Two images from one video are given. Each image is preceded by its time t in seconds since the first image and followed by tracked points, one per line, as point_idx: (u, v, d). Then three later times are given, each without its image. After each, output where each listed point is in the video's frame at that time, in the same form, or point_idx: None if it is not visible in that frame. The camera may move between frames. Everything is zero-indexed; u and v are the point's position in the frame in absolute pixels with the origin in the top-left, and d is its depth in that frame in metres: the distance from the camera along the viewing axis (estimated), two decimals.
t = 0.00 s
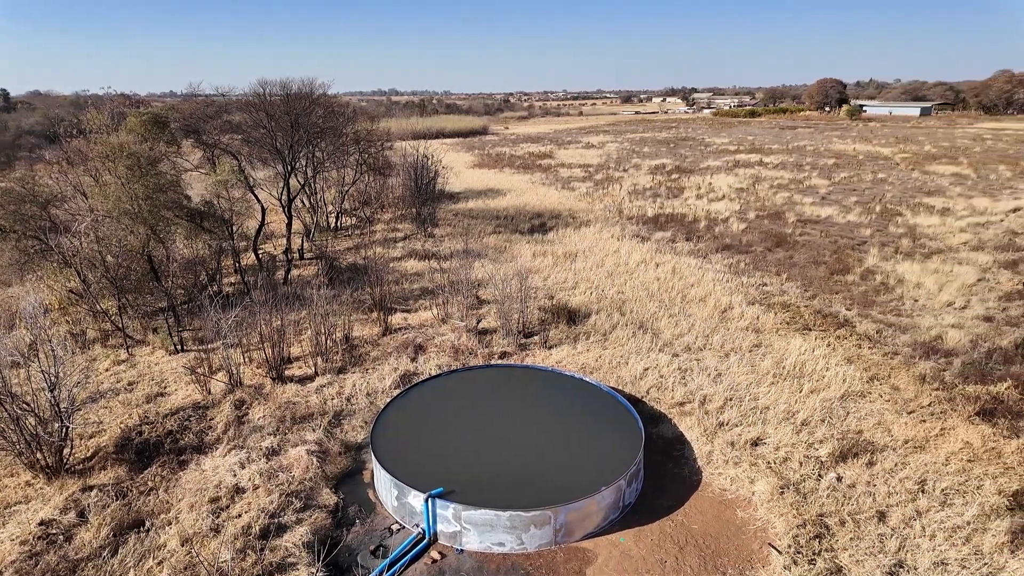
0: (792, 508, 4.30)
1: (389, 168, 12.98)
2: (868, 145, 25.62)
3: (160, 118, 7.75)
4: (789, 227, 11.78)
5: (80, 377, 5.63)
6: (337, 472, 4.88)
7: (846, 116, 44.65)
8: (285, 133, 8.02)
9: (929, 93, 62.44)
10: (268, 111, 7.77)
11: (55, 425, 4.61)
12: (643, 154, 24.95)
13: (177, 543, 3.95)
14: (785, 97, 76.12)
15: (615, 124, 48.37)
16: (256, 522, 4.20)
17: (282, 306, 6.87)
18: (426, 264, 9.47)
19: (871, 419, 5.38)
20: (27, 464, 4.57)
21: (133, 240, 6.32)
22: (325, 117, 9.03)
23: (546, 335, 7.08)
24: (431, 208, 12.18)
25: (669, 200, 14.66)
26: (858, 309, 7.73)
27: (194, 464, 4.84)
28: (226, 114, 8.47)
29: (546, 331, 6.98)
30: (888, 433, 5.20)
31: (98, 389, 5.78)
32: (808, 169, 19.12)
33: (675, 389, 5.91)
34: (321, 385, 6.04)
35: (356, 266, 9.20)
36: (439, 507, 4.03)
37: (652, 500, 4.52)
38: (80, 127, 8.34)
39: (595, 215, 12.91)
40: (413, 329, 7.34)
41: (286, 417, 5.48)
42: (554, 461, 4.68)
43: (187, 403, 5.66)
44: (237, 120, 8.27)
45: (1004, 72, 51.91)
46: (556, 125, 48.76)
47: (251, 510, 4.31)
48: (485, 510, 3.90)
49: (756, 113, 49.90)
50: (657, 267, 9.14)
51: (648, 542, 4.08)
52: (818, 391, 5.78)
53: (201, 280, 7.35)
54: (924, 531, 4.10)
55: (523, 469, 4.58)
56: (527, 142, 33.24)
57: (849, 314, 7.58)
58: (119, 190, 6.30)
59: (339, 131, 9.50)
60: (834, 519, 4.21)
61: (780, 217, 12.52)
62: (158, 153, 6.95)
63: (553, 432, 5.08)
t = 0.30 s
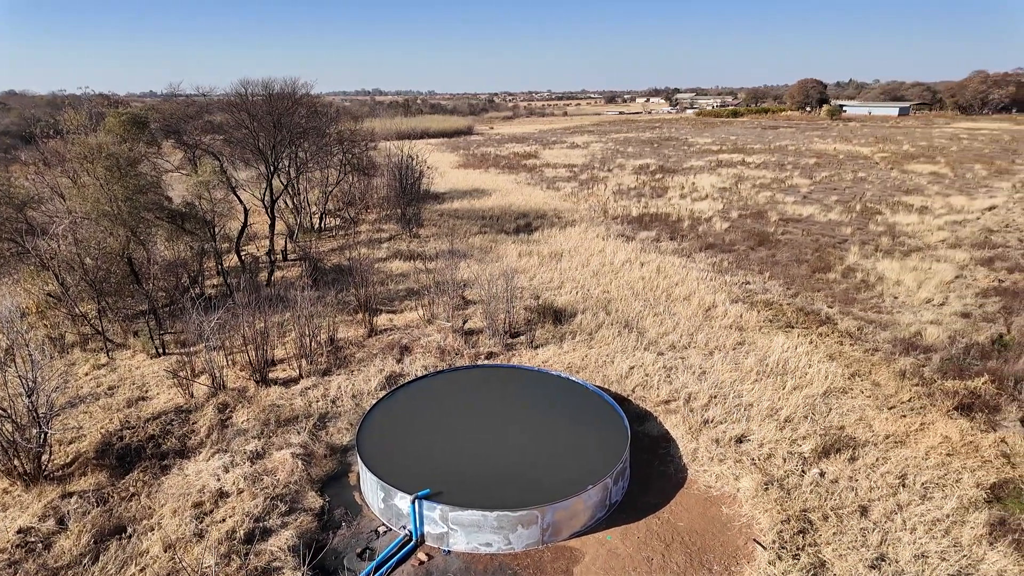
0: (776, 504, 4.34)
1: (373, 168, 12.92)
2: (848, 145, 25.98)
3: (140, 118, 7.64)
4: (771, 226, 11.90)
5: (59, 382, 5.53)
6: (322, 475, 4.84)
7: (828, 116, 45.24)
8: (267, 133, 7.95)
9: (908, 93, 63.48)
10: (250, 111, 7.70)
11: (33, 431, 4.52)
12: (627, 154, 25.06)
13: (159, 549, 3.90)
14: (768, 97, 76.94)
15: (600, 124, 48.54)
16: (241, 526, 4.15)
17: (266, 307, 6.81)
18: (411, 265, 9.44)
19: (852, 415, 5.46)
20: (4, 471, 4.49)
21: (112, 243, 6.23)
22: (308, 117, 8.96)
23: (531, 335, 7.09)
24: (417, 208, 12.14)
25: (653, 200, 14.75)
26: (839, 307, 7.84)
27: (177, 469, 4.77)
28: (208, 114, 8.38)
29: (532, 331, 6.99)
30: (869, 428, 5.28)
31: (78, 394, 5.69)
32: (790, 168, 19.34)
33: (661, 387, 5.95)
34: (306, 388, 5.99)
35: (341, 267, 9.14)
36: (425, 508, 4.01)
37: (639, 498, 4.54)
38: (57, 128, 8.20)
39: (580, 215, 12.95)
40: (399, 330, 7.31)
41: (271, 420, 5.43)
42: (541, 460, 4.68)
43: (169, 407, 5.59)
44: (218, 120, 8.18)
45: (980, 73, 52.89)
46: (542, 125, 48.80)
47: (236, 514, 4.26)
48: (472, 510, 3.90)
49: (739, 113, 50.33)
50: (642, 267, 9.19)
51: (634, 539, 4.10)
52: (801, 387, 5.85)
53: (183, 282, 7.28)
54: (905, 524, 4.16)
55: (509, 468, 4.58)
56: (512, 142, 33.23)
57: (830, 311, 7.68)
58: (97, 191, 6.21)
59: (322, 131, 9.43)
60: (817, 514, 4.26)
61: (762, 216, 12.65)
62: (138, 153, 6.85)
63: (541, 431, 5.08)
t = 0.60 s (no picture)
0: (762, 500, 4.38)
1: (359, 168, 12.85)
2: (830, 144, 26.28)
3: (121, 119, 7.53)
4: (756, 225, 12.01)
5: (38, 386, 5.43)
6: (309, 478, 4.80)
7: (808, 115, 45.70)
8: (251, 133, 7.87)
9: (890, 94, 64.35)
10: (233, 110, 7.62)
11: (12, 437, 4.43)
12: (613, 154, 25.15)
13: (143, 555, 3.84)
14: (753, 97, 77.64)
15: (587, 124, 48.69)
16: (227, 531, 4.11)
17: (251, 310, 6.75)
18: (397, 265, 9.40)
19: (836, 411, 5.52)
20: None
21: (93, 245, 6.14)
22: (292, 117, 8.89)
23: (519, 335, 7.09)
24: (403, 209, 12.09)
25: (639, 199, 14.82)
26: (823, 304, 7.93)
27: (160, 474, 4.71)
28: (190, 114, 8.28)
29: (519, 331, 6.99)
30: (852, 424, 5.34)
31: (59, 399, 5.59)
32: (774, 168, 19.53)
33: (647, 385, 5.98)
34: (291, 390, 5.94)
35: (326, 268, 9.08)
36: (413, 510, 4.00)
37: (626, 496, 4.56)
38: (35, 128, 8.05)
39: (567, 215, 12.98)
40: (386, 331, 7.28)
41: (256, 423, 5.38)
42: (529, 460, 4.69)
43: (152, 410, 5.52)
44: (201, 120, 8.08)
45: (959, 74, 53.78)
46: (528, 125, 48.81)
47: (221, 519, 4.22)
48: (460, 511, 3.89)
49: (723, 113, 50.74)
50: (628, 266, 9.23)
51: (622, 538, 4.12)
52: (786, 385, 5.91)
53: (166, 285, 7.20)
54: (888, 518, 4.22)
55: (498, 468, 4.58)
56: (498, 142, 33.19)
57: (814, 309, 7.77)
58: (77, 192, 6.12)
59: (307, 131, 9.35)
60: (802, 510, 4.30)
61: (746, 215, 12.76)
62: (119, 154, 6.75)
63: (529, 431, 5.09)
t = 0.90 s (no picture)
0: (749, 497, 4.42)
1: (345, 168, 12.77)
2: (814, 144, 26.56)
3: (102, 118, 7.43)
4: (741, 224, 12.11)
5: (18, 391, 5.33)
6: (296, 480, 4.76)
7: (793, 115, 46.17)
8: (235, 133, 7.80)
9: (873, 94, 65.17)
10: (217, 111, 7.57)
11: None
12: (599, 154, 25.22)
13: (128, 560, 3.79)
14: (739, 97, 78.33)
15: (575, 124, 48.79)
16: (213, 535, 4.06)
17: (236, 311, 6.69)
18: (384, 266, 9.37)
19: (821, 408, 5.58)
20: None
21: (73, 246, 6.05)
22: (277, 116, 8.82)
23: (507, 335, 7.09)
24: (390, 209, 12.05)
25: (626, 199, 14.88)
26: (808, 302, 8.02)
27: (144, 478, 4.65)
28: (173, 114, 8.19)
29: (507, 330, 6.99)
30: (837, 421, 5.40)
31: (40, 403, 5.50)
32: (759, 167, 19.70)
33: (635, 384, 6.01)
34: (278, 392, 5.90)
35: (313, 269, 9.02)
36: (402, 511, 3.98)
37: (615, 495, 4.58)
38: (13, 128, 7.91)
39: (554, 214, 13.00)
40: (373, 332, 7.25)
41: (242, 426, 5.33)
42: (517, 459, 4.69)
43: (136, 414, 5.45)
44: (184, 120, 7.99)
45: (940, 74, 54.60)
46: (516, 125, 48.79)
47: (208, 523, 4.17)
48: (449, 512, 3.88)
49: (708, 113, 51.09)
50: (615, 265, 9.26)
51: (611, 536, 4.13)
52: (771, 382, 5.97)
53: (149, 287, 7.13)
54: (873, 513, 4.27)
55: (486, 468, 4.59)
56: (485, 142, 33.16)
57: (799, 307, 7.84)
58: (58, 193, 6.04)
59: (292, 130, 9.28)
60: (788, 506, 4.34)
61: (732, 215, 12.85)
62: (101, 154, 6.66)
63: (517, 430, 5.09)
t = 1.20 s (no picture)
0: (738, 494, 4.45)
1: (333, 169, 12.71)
2: (799, 144, 26.80)
3: (85, 118, 7.34)
4: (728, 223, 12.19)
5: None
6: (285, 483, 4.73)
7: (779, 115, 46.58)
8: (220, 134, 7.74)
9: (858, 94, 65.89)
10: (202, 111, 7.51)
11: None
12: (587, 154, 25.27)
13: (115, 565, 3.75)
14: (727, 98, 78.92)
15: (564, 124, 48.87)
16: (201, 539, 4.03)
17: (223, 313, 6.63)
18: (373, 267, 9.33)
19: (808, 405, 5.63)
20: None
21: (56, 249, 5.98)
22: (263, 116, 8.75)
23: (496, 335, 7.08)
24: (379, 210, 12.00)
25: (614, 199, 14.92)
26: (794, 301, 8.09)
27: (131, 483, 4.59)
28: (157, 114, 8.11)
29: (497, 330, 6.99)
30: (824, 418, 5.45)
31: (22, 408, 5.42)
32: (746, 166, 19.86)
33: (624, 383, 6.03)
34: (266, 395, 5.85)
35: (300, 270, 8.96)
36: (392, 513, 3.97)
37: (605, 493, 4.59)
38: None
39: (542, 214, 13.02)
40: (362, 333, 7.22)
41: (230, 429, 5.28)
42: (506, 460, 4.69)
43: (122, 418, 5.38)
44: (169, 121, 7.91)
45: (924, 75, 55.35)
46: (504, 125, 48.76)
47: (195, 526, 4.13)
48: (439, 513, 3.87)
49: (695, 113, 51.41)
50: (604, 265, 9.29)
51: (601, 535, 4.14)
52: (759, 380, 6.02)
53: (134, 289, 7.06)
54: (859, 509, 4.31)
55: (476, 469, 4.58)
56: (474, 142, 33.11)
57: (786, 305, 7.91)
58: (40, 194, 5.97)
59: (278, 131, 9.22)
60: (777, 503, 4.38)
61: (719, 214, 12.94)
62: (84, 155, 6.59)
63: (507, 431, 5.09)
